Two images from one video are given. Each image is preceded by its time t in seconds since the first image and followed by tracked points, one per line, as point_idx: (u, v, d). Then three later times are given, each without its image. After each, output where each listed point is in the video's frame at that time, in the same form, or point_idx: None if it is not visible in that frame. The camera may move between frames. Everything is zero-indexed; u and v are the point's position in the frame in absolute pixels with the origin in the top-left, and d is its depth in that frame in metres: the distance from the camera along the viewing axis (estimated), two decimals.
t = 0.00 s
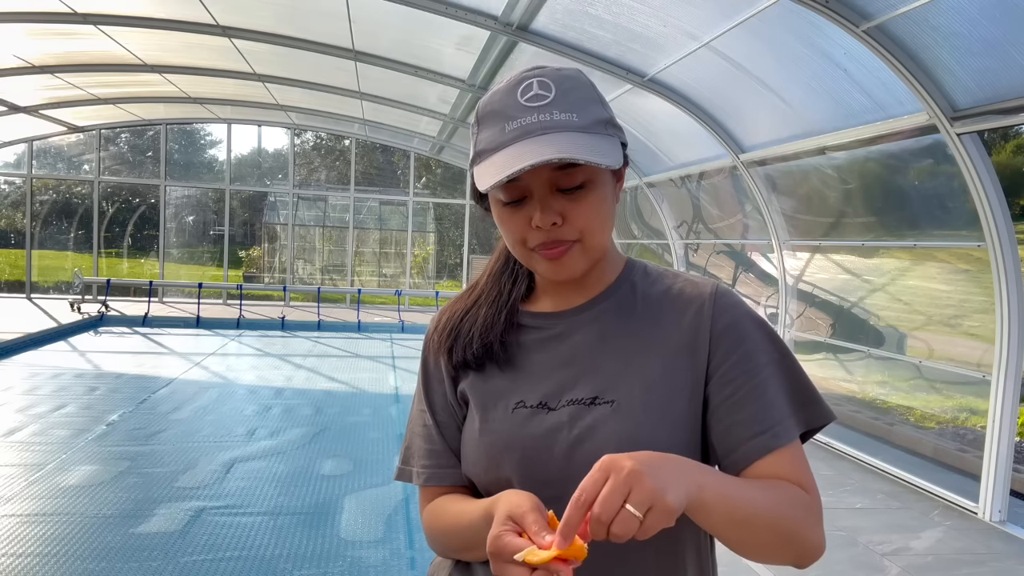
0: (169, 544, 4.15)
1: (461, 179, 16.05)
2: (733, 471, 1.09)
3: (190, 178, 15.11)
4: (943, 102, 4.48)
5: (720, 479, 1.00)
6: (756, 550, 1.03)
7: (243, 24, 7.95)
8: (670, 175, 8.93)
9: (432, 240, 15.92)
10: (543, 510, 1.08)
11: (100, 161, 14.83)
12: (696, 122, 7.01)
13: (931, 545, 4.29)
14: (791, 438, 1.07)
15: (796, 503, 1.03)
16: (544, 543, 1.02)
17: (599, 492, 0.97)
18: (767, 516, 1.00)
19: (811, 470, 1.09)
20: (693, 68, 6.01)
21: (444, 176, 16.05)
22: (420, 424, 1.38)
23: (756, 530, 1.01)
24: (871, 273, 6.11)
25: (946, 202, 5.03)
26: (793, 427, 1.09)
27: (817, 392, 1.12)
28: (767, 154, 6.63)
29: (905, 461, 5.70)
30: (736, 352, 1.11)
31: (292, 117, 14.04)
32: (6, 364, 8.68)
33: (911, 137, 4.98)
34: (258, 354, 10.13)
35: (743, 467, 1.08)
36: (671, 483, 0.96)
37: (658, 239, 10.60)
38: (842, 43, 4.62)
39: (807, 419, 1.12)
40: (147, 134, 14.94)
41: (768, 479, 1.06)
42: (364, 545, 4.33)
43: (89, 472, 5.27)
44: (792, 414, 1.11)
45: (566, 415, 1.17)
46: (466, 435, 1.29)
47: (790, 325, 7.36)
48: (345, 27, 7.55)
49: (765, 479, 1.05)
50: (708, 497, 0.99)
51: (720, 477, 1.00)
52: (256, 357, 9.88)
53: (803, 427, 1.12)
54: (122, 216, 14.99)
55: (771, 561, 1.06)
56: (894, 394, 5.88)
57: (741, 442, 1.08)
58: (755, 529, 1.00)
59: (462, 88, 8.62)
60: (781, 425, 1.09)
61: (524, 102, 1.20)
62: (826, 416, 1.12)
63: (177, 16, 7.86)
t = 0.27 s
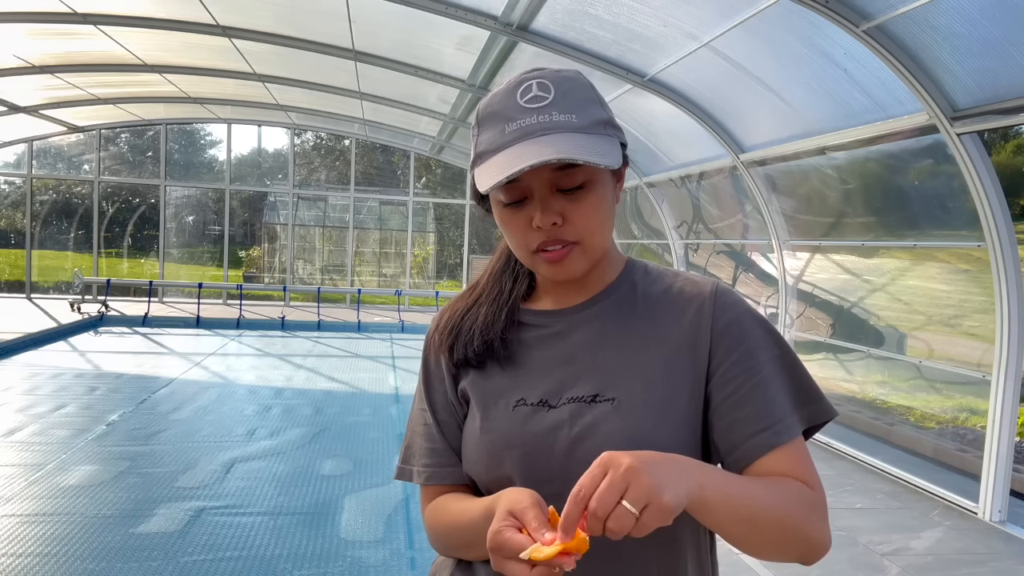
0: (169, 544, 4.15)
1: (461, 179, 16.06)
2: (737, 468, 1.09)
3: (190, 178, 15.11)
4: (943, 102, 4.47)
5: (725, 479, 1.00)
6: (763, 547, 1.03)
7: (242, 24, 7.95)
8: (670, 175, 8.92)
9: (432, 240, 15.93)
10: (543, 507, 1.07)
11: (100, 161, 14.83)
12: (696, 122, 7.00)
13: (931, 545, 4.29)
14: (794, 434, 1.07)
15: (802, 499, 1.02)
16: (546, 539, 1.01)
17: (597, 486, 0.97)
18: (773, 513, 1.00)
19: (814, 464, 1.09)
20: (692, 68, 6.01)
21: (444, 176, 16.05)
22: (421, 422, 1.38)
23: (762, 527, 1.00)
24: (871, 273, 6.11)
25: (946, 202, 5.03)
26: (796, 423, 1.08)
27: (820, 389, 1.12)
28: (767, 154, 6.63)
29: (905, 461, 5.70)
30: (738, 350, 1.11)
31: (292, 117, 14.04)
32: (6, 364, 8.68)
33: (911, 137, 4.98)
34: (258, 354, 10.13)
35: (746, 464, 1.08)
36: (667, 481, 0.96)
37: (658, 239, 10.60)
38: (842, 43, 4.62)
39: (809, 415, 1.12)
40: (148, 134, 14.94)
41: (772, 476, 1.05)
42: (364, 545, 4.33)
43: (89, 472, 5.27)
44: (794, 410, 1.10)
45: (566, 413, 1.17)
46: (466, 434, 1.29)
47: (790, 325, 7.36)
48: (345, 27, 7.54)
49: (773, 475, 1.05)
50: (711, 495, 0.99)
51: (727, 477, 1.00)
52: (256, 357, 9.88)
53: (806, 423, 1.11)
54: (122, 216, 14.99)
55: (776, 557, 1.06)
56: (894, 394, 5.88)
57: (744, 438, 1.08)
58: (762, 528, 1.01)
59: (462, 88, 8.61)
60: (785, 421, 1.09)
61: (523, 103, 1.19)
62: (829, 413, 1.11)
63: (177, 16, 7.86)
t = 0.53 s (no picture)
0: (169, 544, 4.15)
1: (461, 179, 16.06)
2: (728, 468, 1.11)
3: (190, 178, 15.11)
4: (943, 102, 4.48)
5: (718, 478, 1.01)
6: (744, 549, 1.04)
7: (242, 24, 7.94)
8: (670, 175, 8.92)
9: (432, 240, 15.95)
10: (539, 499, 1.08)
11: (100, 161, 14.83)
12: (696, 122, 7.00)
13: (931, 545, 4.29)
14: (786, 435, 1.09)
15: (784, 506, 1.05)
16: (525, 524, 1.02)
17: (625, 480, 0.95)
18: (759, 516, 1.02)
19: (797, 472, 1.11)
20: (692, 68, 6.01)
21: (444, 176, 16.05)
22: (422, 423, 1.38)
23: (742, 529, 1.02)
24: (871, 273, 6.11)
25: (946, 202, 5.03)
26: (787, 425, 1.11)
27: (814, 390, 1.14)
28: (767, 154, 6.63)
29: (905, 461, 5.71)
30: (736, 350, 1.12)
31: (292, 117, 14.04)
32: (6, 364, 8.68)
33: (911, 137, 4.98)
34: (258, 354, 10.13)
35: (741, 462, 1.09)
36: (682, 485, 0.97)
37: (658, 239, 10.60)
38: (842, 43, 4.62)
39: (803, 416, 1.14)
40: (148, 134, 14.94)
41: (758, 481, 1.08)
42: (364, 545, 4.33)
43: (89, 472, 5.27)
44: (787, 412, 1.13)
45: (567, 412, 1.17)
46: (467, 434, 1.29)
47: (790, 325, 7.36)
48: (345, 27, 7.54)
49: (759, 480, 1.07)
50: (704, 498, 0.99)
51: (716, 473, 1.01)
52: (256, 357, 9.88)
53: (798, 424, 1.14)
54: (122, 216, 14.99)
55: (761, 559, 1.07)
56: (894, 394, 5.88)
57: (740, 437, 1.09)
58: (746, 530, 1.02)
59: (462, 88, 8.62)
60: (780, 423, 1.10)
61: (518, 104, 1.20)
62: (823, 414, 1.14)
63: (177, 16, 7.86)
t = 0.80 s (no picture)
0: (169, 544, 4.15)
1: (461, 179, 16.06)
2: (702, 453, 1.11)
3: (190, 178, 15.11)
4: (943, 102, 4.48)
5: (694, 471, 1.01)
6: (721, 536, 1.05)
7: (242, 24, 7.94)
8: (670, 175, 8.92)
9: (432, 240, 15.95)
10: (522, 507, 1.06)
11: (100, 161, 14.83)
12: (695, 122, 7.00)
13: (931, 545, 4.29)
14: (755, 421, 1.10)
15: (754, 490, 1.05)
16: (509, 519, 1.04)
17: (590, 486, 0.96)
18: (734, 503, 1.03)
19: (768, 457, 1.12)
20: (692, 68, 6.01)
21: (444, 176, 16.05)
22: (408, 428, 1.37)
23: (720, 519, 1.02)
24: (871, 273, 6.11)
25: (946, 202, 5.03)
26: (757, 412, 1.12)
27: (782, 376, 1.15)
28: (767, 154, 6.62)
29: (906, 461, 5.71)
30: (708, 339, 1.13)
31: (292, 117, 14.04)
32: (6, 364, 8.68)
33: (911, 137, 4.98)
34: (258, 354, 10.13)
35: (716, 450, 1.09)
36: (653, 490, 0.96)
37: (657, 239, 10.59)
38: (842, 43, 4.61)
39: (773, 402, 1.15)
40: (148, 134, 14.94)
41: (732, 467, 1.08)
42: (364, 545, 4.33)
43: (89, 472, 5.27)
44: (756, 399, 1.13)
45: (552, 407, 1.16)
46: (454, 434, 1.28)
47: (790, 325, 7.36)
48: (345, 27, 7.54)
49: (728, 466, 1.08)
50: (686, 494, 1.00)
51: (692, 464, 1.02)
52: (255, 357, 9.88)
53: (768, 410, 1.14)
54: (122, 216, 15.00)
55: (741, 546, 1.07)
56: (894, 394, 5.88)
57: (713, 423, 1.10)
58: (723, 519, 1.03)
59: (462, 88, 8.61)
60: (752, 408, 1.11)
61: (506, 104, 1.20)
62: (791, 400, 1.14)
63: (177, 16, 7.86)
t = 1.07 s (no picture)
0: (169, 544, 4.15)
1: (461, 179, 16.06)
2: (697, 452, 1.11)
3: (190, 178, 15.11)
4: (943, 102, 4.48)
5: (689, 470, 1.01)
6: (717, 536, 1.05)
7: (242, 24, 7.94)
8: (670, 175, 8.93)
9: (432, 240, 15.96)
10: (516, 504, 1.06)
11: (100, 161, 14.83)
12: (696, 122, 6.99)
13: (931, 545, 4.29)
14: (751, 421, 1.10)
15: (746, 490, 1.05)
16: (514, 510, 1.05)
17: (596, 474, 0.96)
18: (732, 502, 1.03)
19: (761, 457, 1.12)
20: (692, 68, 6.01)
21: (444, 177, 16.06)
22: (403, 428, 1.37)
23: (716, 518, 1.03)
24: (871, 273, 6.11)
25: (946, 202, 5.03)
26: (752, 412, 1.12)
27: (777, 377, 1.16)
28: (767, 154, 6.62)
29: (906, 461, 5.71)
30: (705, 339, 1.13)
31: (292, 117, 14.04)
32: (6, 364, 8.68)
33: (911, 137, 4.98)
34: (258, 354, 10.13)
35: (711, 450, 1.10)
36: (658, 482, 0.97)
37: (657, 239, 10.59)
38: (842, 43, 4.62)
39: (768, 403, 1.15)
40: (148, 134, 14.94)
41: (727, 466, 1.09)
42: (364, 545, 4.33)
43: (89, 472, 5.27)
44: (751, 399, 1.14)
45: (547, 407, 1.16)
46: (448, 434, 1.28)
47: (790, 325, 7.35)
48: (345, 27, 7.54)
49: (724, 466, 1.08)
50: (687, 491, 1.00)
51: (692, 461, 1.01)
52: (256, 357, 9.88)
53: (763, 411, 1.15)
54: (122, 216, 15.00)
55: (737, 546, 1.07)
56: (894, 394, 5.89)
57: (709, 423, 1.10)
58: (719, 518, 1.03)
59: (462, 88, 8.62)
60: (747, 409, 1.11)
61: (502, 102, 1.20)
62: (785, 401, 1.15)
63: (177, 16, 7.86)
